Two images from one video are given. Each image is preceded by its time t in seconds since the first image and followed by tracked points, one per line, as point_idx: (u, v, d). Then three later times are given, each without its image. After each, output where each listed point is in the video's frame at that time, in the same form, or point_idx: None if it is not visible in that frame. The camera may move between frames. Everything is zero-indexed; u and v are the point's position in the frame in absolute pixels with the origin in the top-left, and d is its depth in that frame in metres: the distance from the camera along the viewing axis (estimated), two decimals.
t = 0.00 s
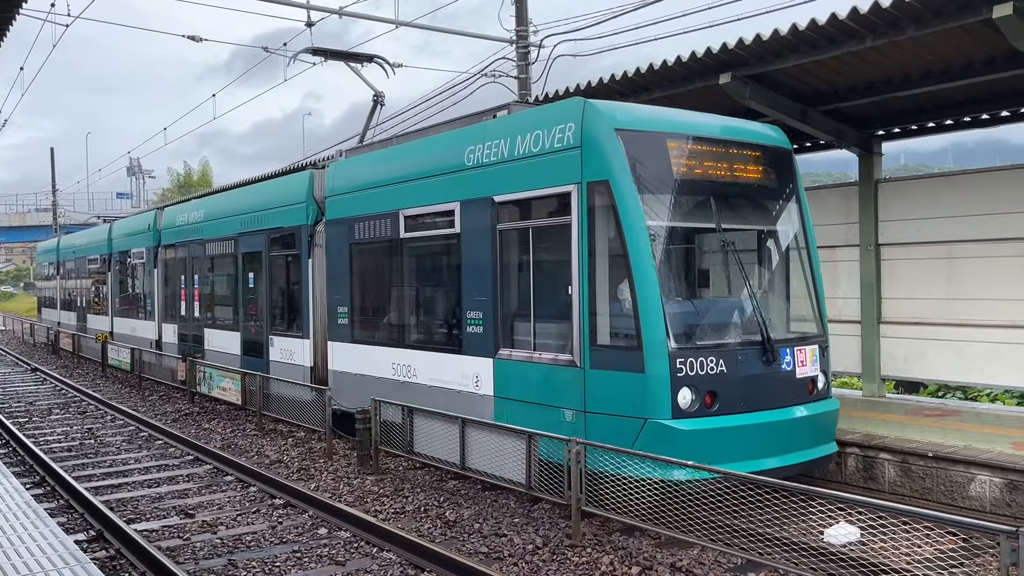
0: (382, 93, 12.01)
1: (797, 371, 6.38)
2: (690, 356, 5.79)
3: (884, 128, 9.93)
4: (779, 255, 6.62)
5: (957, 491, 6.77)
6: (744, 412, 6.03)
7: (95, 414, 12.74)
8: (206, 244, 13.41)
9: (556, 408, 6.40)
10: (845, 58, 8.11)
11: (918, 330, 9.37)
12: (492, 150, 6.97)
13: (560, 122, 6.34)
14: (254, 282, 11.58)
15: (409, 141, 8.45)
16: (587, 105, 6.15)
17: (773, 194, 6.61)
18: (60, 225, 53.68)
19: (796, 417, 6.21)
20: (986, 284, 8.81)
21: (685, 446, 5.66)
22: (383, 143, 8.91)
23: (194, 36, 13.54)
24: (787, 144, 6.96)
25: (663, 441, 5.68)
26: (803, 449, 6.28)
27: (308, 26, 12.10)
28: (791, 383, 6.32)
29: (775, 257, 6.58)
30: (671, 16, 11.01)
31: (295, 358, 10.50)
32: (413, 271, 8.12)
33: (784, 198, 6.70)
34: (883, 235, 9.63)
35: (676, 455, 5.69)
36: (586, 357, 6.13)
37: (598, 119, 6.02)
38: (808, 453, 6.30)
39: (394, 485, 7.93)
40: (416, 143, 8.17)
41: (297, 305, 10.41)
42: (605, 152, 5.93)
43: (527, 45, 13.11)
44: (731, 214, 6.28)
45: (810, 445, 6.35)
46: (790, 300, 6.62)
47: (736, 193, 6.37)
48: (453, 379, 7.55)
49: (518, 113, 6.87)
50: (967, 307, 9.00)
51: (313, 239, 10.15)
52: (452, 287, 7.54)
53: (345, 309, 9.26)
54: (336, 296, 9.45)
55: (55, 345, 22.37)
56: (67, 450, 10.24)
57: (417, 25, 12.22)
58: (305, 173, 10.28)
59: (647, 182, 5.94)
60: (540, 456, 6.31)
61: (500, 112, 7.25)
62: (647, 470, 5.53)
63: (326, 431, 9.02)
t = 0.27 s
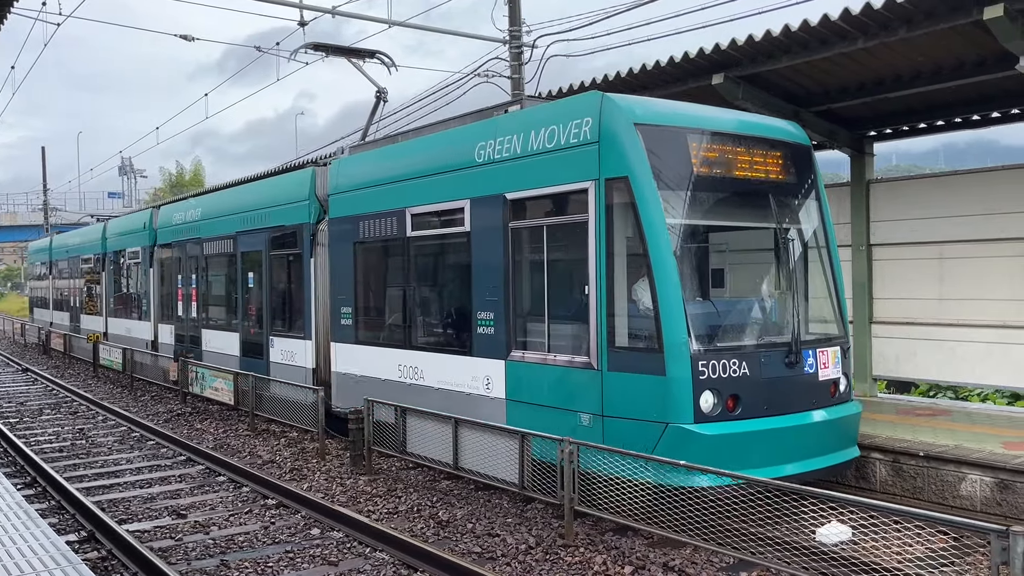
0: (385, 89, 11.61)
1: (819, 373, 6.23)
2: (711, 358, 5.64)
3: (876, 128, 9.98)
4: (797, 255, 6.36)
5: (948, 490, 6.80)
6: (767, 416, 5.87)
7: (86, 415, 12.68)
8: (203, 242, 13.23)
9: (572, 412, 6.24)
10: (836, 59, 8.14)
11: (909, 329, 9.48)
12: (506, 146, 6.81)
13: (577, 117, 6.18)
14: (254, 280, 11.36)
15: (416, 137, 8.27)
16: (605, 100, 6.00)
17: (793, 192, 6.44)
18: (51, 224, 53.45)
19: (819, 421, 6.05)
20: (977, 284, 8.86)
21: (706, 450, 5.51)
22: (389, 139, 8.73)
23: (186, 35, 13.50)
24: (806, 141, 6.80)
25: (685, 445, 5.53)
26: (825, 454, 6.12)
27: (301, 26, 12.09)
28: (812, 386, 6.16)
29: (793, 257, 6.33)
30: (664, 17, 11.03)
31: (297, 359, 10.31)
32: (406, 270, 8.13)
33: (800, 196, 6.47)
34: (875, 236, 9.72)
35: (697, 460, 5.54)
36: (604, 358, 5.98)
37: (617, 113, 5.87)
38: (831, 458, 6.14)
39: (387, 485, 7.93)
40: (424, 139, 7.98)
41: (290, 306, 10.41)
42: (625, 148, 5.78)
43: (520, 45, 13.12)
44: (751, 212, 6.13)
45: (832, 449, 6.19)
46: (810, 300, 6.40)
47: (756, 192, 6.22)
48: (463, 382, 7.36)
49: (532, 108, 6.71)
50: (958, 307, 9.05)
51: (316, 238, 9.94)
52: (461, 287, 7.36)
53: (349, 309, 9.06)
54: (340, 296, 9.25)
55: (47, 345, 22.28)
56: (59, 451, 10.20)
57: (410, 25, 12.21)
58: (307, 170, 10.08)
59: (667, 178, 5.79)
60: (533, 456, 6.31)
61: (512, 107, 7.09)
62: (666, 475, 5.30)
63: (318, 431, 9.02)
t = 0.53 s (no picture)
0: (387, 87, 11.47)
1: (836, 375, 6.05)
2: (729, 360, 5.44)
3: (868, 129, 10.02)
4: (810, 257, 6.20)
5: (940, 489, 6.82)
6: (785, 419, 5.68)
7: (78, 415, 12.64)
8: (201, 242, 13.03)
9: (583, 415, 6.04)
10: (830, 60, 8.17)
11: (900, 330, 9.61)
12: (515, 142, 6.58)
13: (590, 112, 5.96)
14: (254, 279, 11.17)
15: (420, 134, 8.04)
16: (619, 94, 5.78)
17: (810, 189, 6.27)
18: (43, 224, 53.27)
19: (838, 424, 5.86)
20: (968, 283, 8.98)
21: (723, 454, 5.33)
22: (391, 136, 8.50)
23: (179, 34, 13.46)
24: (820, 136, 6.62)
25: (702, 450, 5.34)
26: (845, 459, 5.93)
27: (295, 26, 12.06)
28: (829, 389, 5.97)
29: (805, 260, 6.17)
30: (658, 17, 11.06)
31: (297, 360, 10.13)
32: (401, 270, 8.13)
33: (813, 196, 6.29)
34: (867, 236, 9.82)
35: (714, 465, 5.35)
36: (617, 361, 5.77)
37: (631, 108, 5.67)
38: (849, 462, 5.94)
39: (381, 486, 7.92)
40: (428, 136, 7.75)
41: (283, 306, 10.41)
42: (639, 143, 5.57)
43: (514, 46, 13.12)
44: (768, 209, 5.95)
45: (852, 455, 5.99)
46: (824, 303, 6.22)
47: (773, 188, 6.03)
48: (470, 384, 7.14)
49: (542, 104, 6.50)
50: (950, 308, 9.16)
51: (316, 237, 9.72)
52: (468, 287, 7.13)
53: (351, 309, 8.84)
54: (341, 296, 9.03)
55: (39, 345, 22.22)
56: (51, 451, 10.17)
57: (404, 25, 12.21)
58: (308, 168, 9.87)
59: (684, 175, 5.58)
60: (527, 456, 6.31)
61: (520, 103, 6.87)
62: (686, 481, 5.27)
63: (312, 432, 9.00)
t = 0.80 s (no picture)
0: (389, 84, 11.48)
1: (850, 377, 5.91)
2: (742, 361, 5.34)
3: (862, 129, 10.05)
4: (821, 256, 6.08)
5: (934, 488, 6.83)
6: (799, 422, 5.55)
7: (72, 416, 12.60)
8: (198, 242, 12.94)
9: (593, 417, 5.91)
10: (823, 61, 8.19)
11: (892, 330, 9.84)
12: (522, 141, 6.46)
13: (600, 110, 5.84)
14: (254, 280, 11.02)
15: (425, 132, 7.90)
16: (630, 90, 5.66)
17: (820, 187, 6.15)
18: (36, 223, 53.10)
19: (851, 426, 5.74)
20: (961, 283, 9.18)
21: (736, 458, 5.21)
22: (396, 134, 8.38)
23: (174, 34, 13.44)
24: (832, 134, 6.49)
25: (714, 453, 5.23)
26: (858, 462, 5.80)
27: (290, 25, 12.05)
28: (842, 391, 5.83)
29: (814, 260, 6.02)
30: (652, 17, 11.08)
31: (297, 362, 9.99)
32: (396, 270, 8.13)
33: (823, 195, 6.15)
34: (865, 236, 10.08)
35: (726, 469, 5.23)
36: (628, 363, 5.65)
37: (643, 106, 5.54)
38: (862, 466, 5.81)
39: (375, 486, 7.92)
40: (433, 134, 7.62)
41: (277, 306, 10.42)
42: (651, 141, 5.44)
43: (509, 46, 13.12)
44: (779, 208, 5.84)
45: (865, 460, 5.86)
46: (834, 303, 6.08)
47: (784, 186, 5.92)
48: (476, 386, 7.02)
49: (550, 101, 6.37)
50: (945, 308, 9.36)
51: (317, 236, 9.61)
52: (474, 288, 7.02)
53: (353, 310, 8.71)
54: (342, 296, 8.91)
55: (32, 345, 22.17)
56: (44, 452, 10.14)
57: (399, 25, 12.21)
58: (309, 167, 9.76)
59: (695, 173, 5.47)
60: (521, 456, 6.32)
61: (527, 100, 6.75)
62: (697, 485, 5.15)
63: (307, 432, 9.00)
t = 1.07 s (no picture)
0: (390, 82, 11.46)
1: (861, 378, 5.82)
2: (755, 363, 5.23)
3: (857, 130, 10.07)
4: (830, 254, 5.95)
5: (928, 488, 6.85)
6: (810, 424, 5.44)
7: (66, 416, 12.57)
8: (196, 242, 12.87)
9: (601, 419, 5.81)
10: (818, 61, 8.21)
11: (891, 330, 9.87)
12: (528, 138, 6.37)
13: (608, 107, 5.75)
14: (253, 280, 10.97)
15: (428, 130, 7.81)
16: (639, 87, 5.55)
17: (831, 184, 6.05)
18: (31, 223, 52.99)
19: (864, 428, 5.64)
20: (955, 283, 9.22)
21: (747, 460, 5.11)
22: (397, 132, 8.28)
23: (169, 33, 13.42)
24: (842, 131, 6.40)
25: (725, 456, 5.12)
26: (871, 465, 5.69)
27: (285, 25, 12.03)
28: (853, 392, 5.74)
29: (822, 258, 5.91)
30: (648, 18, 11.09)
31: (297, 363, 9.87)
32: (392, 270, 8.12)
33: (832, 194, 6.03)
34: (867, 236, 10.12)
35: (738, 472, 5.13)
36: (637, 364, 5.54)
37: (651, 103, 5.44)
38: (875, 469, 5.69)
39: (371, 486, 7.91)
40: (439, 131, 7.49)
41: (275, 307, 10.40)
42: (660, 138, 5.34)
43: (504, 46, 13.12)
44: (790, 205, 5.73)
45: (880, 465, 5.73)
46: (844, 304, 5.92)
47: (795, 183, 5.81)
48: (480, 387, 6.92)
49: (556, 98, 6.27)
50: (941, 307, 9.38)
51: (317, 235, 9.56)
52: (478, 288, 6.94)
53: (354, 310, 8.68)
54: (343, 296, 8.87)
55: (27, 346, 22.14)
56: (39, 452, 10.11)
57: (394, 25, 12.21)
58: (310, 166, 9.68)
59: (706, 170, 5.36)
60: (517, 456, 6.32)
61: (533, 97, 6.66)
62: (707, 488, 5.04)
63: (303, 432, 8.98)
